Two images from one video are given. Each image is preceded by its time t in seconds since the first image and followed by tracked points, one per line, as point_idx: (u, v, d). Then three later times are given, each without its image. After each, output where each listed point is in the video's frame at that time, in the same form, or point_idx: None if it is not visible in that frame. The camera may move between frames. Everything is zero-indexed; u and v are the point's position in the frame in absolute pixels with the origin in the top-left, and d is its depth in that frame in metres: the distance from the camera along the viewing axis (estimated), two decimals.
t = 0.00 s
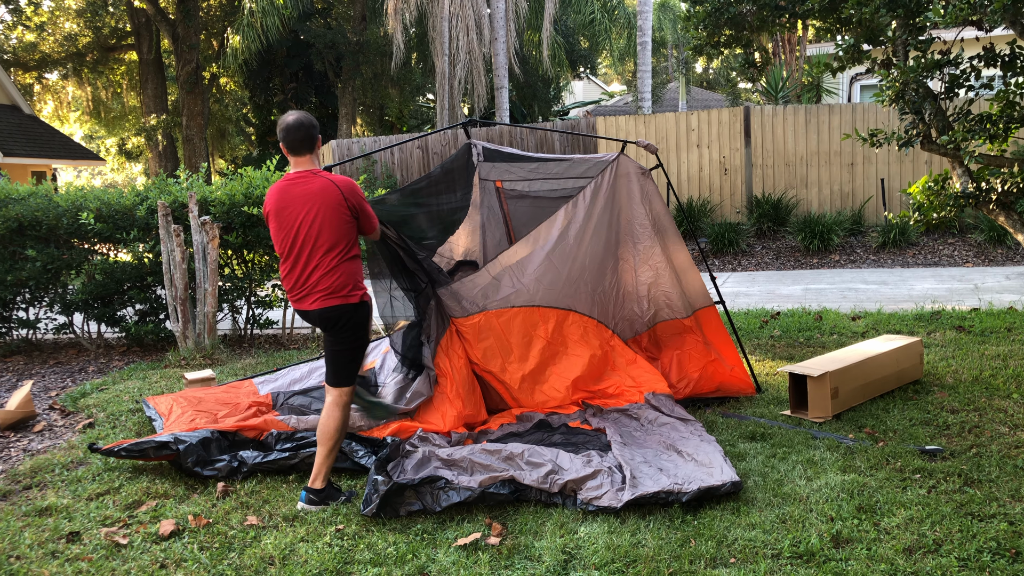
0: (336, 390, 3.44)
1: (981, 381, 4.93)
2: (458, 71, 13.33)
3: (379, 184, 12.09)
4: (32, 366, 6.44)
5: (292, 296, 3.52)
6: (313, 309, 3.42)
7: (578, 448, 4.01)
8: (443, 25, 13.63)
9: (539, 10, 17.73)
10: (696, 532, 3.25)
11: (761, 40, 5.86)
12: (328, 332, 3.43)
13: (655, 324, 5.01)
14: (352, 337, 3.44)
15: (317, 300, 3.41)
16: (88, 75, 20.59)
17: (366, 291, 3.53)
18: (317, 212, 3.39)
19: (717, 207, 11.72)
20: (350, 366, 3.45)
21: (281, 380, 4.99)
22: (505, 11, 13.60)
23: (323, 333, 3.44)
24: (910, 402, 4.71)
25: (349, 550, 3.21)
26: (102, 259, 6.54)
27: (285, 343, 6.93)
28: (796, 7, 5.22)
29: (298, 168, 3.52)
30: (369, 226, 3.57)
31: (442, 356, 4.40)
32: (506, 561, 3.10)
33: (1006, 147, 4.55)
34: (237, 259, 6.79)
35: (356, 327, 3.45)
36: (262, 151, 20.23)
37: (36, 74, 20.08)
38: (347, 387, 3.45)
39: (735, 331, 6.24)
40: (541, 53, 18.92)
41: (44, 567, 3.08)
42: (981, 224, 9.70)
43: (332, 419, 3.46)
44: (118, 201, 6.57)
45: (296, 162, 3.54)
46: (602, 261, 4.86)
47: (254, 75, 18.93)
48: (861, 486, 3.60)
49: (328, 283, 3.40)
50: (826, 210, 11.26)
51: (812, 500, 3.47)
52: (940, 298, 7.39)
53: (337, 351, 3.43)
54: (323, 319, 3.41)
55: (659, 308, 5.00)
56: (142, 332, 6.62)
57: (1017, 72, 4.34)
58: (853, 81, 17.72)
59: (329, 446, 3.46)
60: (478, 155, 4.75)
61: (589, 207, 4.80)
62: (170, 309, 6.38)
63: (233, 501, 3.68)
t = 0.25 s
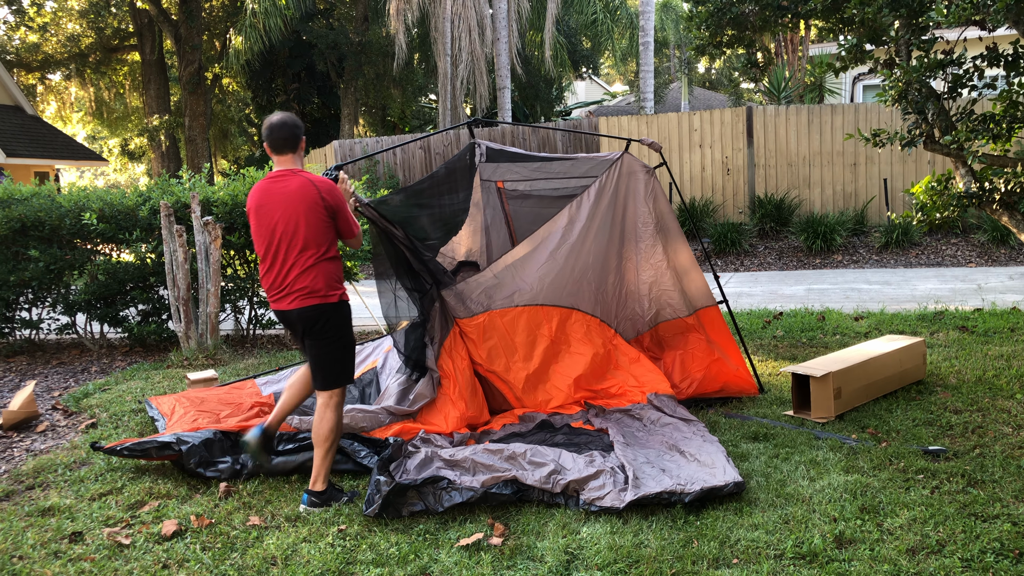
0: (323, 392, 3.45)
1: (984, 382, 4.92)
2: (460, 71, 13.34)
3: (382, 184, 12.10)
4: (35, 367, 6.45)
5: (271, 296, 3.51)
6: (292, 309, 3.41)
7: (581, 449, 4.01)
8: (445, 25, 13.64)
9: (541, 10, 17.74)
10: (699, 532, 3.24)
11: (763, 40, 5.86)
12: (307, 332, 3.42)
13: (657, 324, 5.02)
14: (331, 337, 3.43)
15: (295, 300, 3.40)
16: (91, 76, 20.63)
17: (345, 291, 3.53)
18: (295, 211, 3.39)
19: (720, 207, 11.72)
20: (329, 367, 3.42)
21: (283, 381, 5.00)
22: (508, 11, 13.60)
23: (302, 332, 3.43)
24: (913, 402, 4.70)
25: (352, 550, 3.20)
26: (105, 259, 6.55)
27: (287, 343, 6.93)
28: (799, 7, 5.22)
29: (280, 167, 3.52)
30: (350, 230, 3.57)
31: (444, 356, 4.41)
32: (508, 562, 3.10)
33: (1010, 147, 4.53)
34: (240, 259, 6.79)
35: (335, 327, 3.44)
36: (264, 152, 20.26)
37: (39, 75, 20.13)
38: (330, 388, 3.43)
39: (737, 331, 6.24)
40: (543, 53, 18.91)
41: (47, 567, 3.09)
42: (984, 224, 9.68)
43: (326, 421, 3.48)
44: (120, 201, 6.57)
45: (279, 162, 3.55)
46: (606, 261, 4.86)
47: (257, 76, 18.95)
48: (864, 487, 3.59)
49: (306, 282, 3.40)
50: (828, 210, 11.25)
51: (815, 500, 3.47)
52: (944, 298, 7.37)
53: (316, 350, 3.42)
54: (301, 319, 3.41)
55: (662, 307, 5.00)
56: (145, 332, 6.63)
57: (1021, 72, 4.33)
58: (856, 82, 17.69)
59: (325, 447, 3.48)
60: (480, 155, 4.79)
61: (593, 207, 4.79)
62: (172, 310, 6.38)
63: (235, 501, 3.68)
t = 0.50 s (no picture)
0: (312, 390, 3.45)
1: (988, 382, 4.91)
2: (462, 71, 13.34)
3: (384, 183, 12.11)
4: (38, 366, 6.46)
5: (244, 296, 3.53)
6: (263, 308, 3.42)
7: (583, 449, 4.01)
8: (447, 25, 13.64)
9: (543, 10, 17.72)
10: (701, 532, 3.24)
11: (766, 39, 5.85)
12: (278, 332, 3.42)
13: (658, 322, 5.01)
14: (303, 336, 3.43)
15: (266, 299, 3.41)
16: (93, 76, 20.66)
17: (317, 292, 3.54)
18: (263, 212, 3.40)
19: (722, 207, 11.71)
20: (302, 366, 3.43)
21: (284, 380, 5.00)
22: (510, 11, 13.59)
23: (272, 332, 3.43)
24: (916, 402, 4.69)
25: (354, 550, 3.20)
26: (107, 259, 6.55)
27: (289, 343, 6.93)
28: (801, 7, 5.21)
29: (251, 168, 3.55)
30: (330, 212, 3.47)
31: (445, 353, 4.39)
32: (511, 562, 3.09)
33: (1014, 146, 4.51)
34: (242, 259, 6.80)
35: (307, 325, 3.44)
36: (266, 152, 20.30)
37: (42, 75, 20.16)
38: (306, 386, 3.44)
39: (740, 331, 6.24)
40: (545, 53, 18.91)
41: (50, 567, 3.09)
42: (987, 224, 9.67)
43: (318, 415, 3.49)
44: (123, 201, 6.57)
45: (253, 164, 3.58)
46: (608, 257, 4.86)
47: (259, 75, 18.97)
48: (866, 487, 3.58)
49: (277, 281, 3.41)
50: (831, 210, 11.23)
51: (818, 500, 3.46)
52: (946, 298, 7.36)
53: (289, 349, 3.43)
54: (272, 318, 3.41)
55: (664, 305, 5.01)
56: (147, 332, 6.64)
57: None
58: (859, 81, 17.68)
59: (320, 442, 3.48)
60: (483, 151, 4.72)
61: (596, 203, 4.80)
62: (175, 309, 6.38)
63: (237, 501, 3.67)
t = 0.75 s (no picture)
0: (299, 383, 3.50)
1: (989, 382, 4.91)
2: (464, 71, 13.35)
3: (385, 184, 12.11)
4: (40, 366, 6.47)
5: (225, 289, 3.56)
6: (239, 301, 3.43)
7: (585, 449, 4.01)
8: (449, 25, 13.65)
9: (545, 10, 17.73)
10: (703, 533, 3.23)
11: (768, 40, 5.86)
12: (256, 325, 3.43)
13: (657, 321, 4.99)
14: (282, 330, 3.45)
15: (244, 292, 3.42)
16: (95, 76, 20.67)
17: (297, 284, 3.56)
18: (247, 205, 3.45)
19: (724, 207, 11.71)
20: (282, 359, 3.45)
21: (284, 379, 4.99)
22: (511, 11, 13.60)
23: (250, 326, 3.44)
24: (918, 402, 4.69)
25: (355, 550, 3.20)
26: (109, 259, 6.56)
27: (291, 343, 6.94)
28: (803, 7, 5.21)
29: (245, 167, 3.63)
30: (316, 190, 3.45)
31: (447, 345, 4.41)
32: (512, 562, 3.09)
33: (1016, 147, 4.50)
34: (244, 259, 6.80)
35: (283, 319, 3.44)
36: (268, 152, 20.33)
37: (44, 75, 20.18)
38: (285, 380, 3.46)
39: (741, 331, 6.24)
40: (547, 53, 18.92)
41: (51, 567, 3.09)
42: (989, 224, 9.67)
43: (316, 404, 3.55)
44: (125, 201, 6.57)
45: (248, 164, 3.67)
46: (607, 254, 4.87)
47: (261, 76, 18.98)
48: (868, 487, 3.58)
49: (256, 274, 3.42)
50: (832, 211, 11.23)
51: (820, 501, 3.46)
52: (948, 299, 7.37)
53: (267, 343, 3.45)
54: (249, 312, 3.42)
55: (664, 304, 5.00)
56: (149, 332, 6.64)
57: None
58: (861, 82, 17.69)
59: (321, 431, 3.53)
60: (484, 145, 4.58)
61: (596, 200, 4.81)
62: (176, 309, 6.39)
63: (239, 501, 3.68)
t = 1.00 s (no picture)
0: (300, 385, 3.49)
1: (991, 382, 4.90)
2: (465, 71, 13.36)
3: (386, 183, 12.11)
4: (41, 366, 6.47)
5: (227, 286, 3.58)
6: (237, 298, 3.44)
7: (586, 449, 4.01)
8: (450, 25, 13.65)
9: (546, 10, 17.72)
10: (704, 533, 3.23)
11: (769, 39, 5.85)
12: (255, 323, 3.43)
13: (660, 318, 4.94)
14: (281, 329, 3.44)
15: (244, 289, 3.42)
16: (96, 76, 20.69)
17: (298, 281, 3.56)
18: (255, 204, 3.48)
19: (725, 207, 11.70)
20: (281, 359, 3.44)
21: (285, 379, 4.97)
22: (513, 11, 13.60)
23: (249, 324, 3.43)
24: (920, 402, 4.69)
25: (356, 550, 3.20)
26: (111, 259, 6.57)
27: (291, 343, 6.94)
28: (804, 7, 5.21)
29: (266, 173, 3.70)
30: (322, 182, 3.44)
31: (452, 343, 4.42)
32: (513, 562, 3.09)
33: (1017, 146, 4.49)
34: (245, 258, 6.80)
35: (281, 319, 3.44)
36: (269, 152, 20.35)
37: (46, 75, 20.21)
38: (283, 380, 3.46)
39: (742, 331, 6.23)
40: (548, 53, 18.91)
41: (52, 566, 3.09)
42: (991, 224, 9.67)
43: (320, 407, 3.54)
44: (126, 201, 6.57)
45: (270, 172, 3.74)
46: (610, 250, 4.84)
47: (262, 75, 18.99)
48: (869, 487, 3.58)
49: (257, 270, 3.43)
50: (834, 210, 11.21)
51: (821, 501, 3.46)
52: (950, 298, 7.36)
53: (267, 341, 3.44)
54: (249, 310, 3.41)
55: (667, 301, 4.96)
56: (151, 332, 6.65)
57: None
58: (862, 81, 17.69)
59: (329, 432, 3.57)
60: (489, 142, 4.65)
61: (599, 195, 4.80)
62: (178, 309, 6.39)
63: (240, 501, 3.68)
